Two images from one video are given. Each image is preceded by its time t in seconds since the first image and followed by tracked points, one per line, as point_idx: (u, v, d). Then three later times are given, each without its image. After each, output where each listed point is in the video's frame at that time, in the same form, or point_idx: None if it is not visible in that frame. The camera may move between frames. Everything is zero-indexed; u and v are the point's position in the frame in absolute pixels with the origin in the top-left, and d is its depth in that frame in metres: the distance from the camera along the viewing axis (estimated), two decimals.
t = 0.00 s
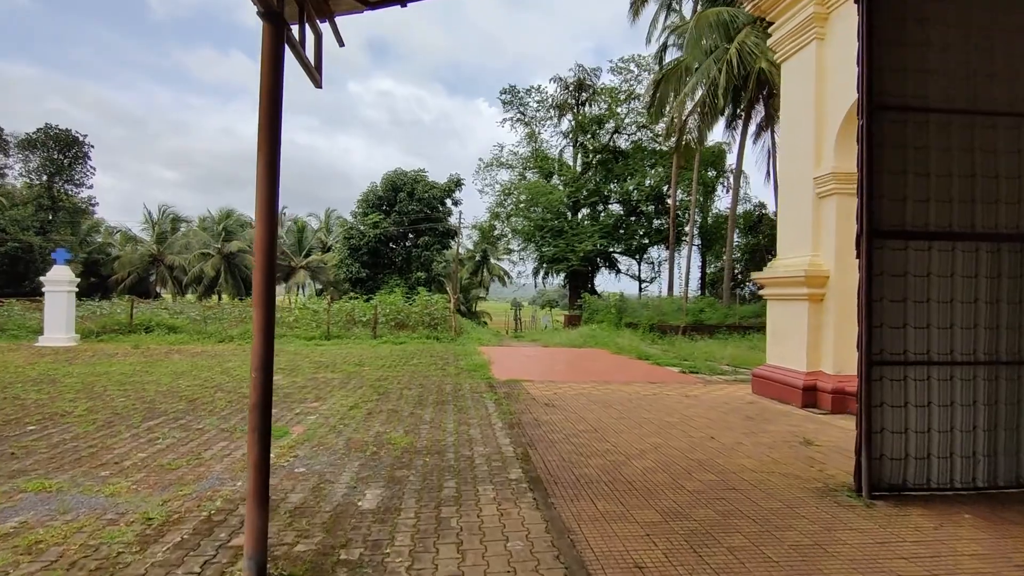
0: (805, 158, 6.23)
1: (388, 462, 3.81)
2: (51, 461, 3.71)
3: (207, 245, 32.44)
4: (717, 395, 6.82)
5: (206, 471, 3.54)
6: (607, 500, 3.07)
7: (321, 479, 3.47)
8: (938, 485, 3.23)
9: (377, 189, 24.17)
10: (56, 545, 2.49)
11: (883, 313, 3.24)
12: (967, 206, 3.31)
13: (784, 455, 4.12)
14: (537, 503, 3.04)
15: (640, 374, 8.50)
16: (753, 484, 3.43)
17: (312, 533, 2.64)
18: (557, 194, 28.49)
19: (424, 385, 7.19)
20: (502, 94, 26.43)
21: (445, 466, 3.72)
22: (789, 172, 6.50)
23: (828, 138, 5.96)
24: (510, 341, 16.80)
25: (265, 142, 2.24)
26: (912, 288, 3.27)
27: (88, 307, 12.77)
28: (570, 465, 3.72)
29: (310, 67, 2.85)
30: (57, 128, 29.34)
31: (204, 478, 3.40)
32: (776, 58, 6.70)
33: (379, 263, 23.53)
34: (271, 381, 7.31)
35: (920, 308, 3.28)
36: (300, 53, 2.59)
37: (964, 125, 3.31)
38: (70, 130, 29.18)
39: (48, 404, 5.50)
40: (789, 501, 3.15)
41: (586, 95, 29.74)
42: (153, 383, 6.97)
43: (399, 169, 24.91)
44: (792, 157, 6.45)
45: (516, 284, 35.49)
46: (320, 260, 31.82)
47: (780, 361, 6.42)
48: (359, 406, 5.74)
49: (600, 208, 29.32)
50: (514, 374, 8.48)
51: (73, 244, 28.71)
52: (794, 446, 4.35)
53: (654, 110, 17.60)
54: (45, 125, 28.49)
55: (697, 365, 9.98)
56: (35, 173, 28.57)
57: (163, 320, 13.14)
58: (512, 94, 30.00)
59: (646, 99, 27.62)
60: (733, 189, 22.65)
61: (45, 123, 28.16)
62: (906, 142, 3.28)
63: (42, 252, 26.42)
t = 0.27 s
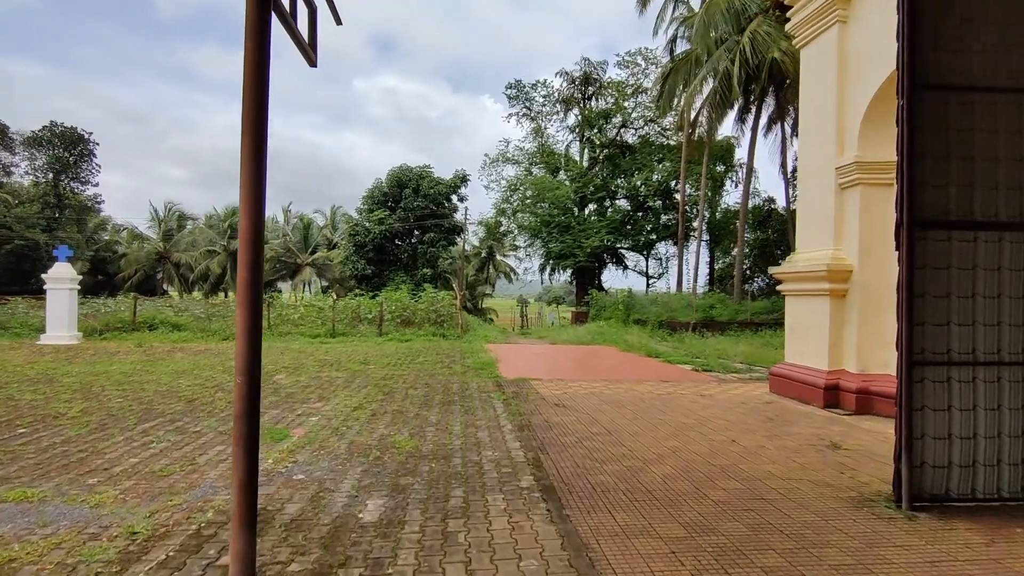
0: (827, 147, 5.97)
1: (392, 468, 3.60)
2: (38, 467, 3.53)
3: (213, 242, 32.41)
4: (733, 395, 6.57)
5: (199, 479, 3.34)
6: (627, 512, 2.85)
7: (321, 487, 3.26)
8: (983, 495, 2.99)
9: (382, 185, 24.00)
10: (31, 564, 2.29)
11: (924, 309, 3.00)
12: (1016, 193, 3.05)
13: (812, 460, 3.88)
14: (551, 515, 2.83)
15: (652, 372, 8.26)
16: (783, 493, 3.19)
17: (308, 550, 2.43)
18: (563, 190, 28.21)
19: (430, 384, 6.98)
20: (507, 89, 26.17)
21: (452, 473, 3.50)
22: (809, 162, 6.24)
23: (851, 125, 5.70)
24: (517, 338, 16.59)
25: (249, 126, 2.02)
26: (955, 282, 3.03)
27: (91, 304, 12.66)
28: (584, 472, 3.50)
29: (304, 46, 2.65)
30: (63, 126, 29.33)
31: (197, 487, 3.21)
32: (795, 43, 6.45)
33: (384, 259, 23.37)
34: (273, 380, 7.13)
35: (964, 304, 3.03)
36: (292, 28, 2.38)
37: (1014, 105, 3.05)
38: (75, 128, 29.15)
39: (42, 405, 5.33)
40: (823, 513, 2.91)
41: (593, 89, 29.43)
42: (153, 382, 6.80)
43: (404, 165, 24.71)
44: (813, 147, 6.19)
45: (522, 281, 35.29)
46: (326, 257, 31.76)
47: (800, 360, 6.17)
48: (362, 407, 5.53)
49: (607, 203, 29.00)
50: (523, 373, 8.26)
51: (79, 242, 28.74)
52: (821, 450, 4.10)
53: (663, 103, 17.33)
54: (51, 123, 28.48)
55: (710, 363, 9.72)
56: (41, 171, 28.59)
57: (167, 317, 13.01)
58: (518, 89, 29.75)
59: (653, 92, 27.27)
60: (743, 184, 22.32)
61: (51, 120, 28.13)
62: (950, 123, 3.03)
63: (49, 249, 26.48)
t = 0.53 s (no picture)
0: (851, 140, 5.71)
1: (396, 478, 3.39)
2: (22, 476, 3.35)
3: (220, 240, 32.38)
4: (749, 398, 6.31)
5: (190, 491, 3.15)
6: (648, 532, 2.62)
7: (320, 500, 3.05)
8: None
9: (388, 182, 23.86)
10: None
11: (973, 311, 2.75)
12: None
13: (842, 471, 3.63)
14: (566, 534, 2.61)
15: (664, 374, 8.02)
16: (816, 510, 2.96)
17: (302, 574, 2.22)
18: (571, 187, 27.95)
19: (435, 386, 6.78)
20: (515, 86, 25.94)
21: (460, 484, 3.29)
22: (832, 155, 5.98)
23: (877, 117, 5.44)
24: (524, 337, 16.38)
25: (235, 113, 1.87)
26: (1007, 281, 2.77)
27: (95, 302, 12.54)
28: (600, 484, 3.28)
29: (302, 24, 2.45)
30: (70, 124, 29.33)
31: (187, 500, 3.01)
32: (818, 33, 6.20)
33: (391, 257, 23.22)
34: (275, 381, 6.94)
35: (1016, 305, 2.78)
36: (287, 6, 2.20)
37: None
38: (83, 126, 29.14)
39: (36, 407, 5.16)
40: (862, 533, 2.68)
41: (601, 86, 29.15)
42: (152, 383, 6.64)
43: (411, 162, 24.54)
44: (836, 139, 5.94)
45: (529, 279, 35.08)
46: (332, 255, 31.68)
47: (821, 362, 5.91)
48: (365, 410, 5.33)
49: (615, 201, 28.73)
50: (530, 373, 8.06)
51: (87, 240, 28.79)
52: (851, 461, 3.85)
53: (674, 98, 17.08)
54: (59, 121, 28.49)
55: (723, 363, 9.46)
56: (48, 169, 28.63)
57: (170, 316, 12.88)
58: (526, 85, 29.52)
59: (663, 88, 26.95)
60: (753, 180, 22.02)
61: (58, 118, 28.11)
62: (1004, 107, 2.77)
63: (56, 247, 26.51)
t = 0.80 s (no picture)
0: (870, 132, 5.48)
1: (395, 489, 3.17)
2: None
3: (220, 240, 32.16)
4: (763, 401, 6.08)
5: (173, 503, 2.93)
6: (671, 552, 2.39)
7: (312, 513, 2.83)
8: None
9: (389, 181, 23.64)
10: None
11: None
12: None
13: (872, 480, 3.40)
14: (581, 554, 2.38)
15: (672, 375, 7.79)
16: (851, 526, 2.73)
17: None
18: (573, 187, 27.69)
19: (437, 388, 6.55)
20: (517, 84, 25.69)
21: (463, 496, 3.07)
22: (849, 148, 5.76)
23: (899, 108, 5.22)
24: (527, 338, 16.14)
25: (205, 113, 1.87)
26: None
27: (91, 303, 12.34)
28: (614, 496, 3.05)
29: None
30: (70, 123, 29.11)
31: (169, 514, 2.79)
32: (835, 22, 5.96)
33: (392, 257, 23.00)
34: (272, 383, 6.72)
35: None
36: None
37: None
38: (82, 125, 28.91)
39: (20, 411, 4.94)
40: (903, 552, 2.45)
41: (604, 84, 28.92)
42: (144, 385, 6.43)
43: (412, 161, 24.32)
44: (853, 131, 5.71)
45: (531, 279, 34.89)
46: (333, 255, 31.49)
47: (839, 364, 5.68)
48: (364, 414, 5.11)
49: (618, 200, 28.48)
50: (535, 375, 7.83)
51: (86, 240, 28.63)
52: (880, 469, 3.62)
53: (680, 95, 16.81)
54: (58, 120, 28.27)
55: (732, 364, 9.22)
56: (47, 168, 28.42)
57: (167, 316, 12.68)
58: (528, 84, 29.29)
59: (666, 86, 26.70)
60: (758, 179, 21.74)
61: (57, 117, 27.86)
62: None
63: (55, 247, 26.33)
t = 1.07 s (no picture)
0: (888, 127, 5.24)
1: (391, 513, 2.93)
2: None
3: (218, 243, 31.94)
4: (776, 408, 5.84)
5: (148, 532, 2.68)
6: None
7: (301, 542, 2.59)
8: None
9: (387, 182, 23.46)
10: None
11: None
12: None
13: (905, 499, 3.16)
14: None
15: (679, 380, 7.55)
16: (890, 553, 2.49)
17: None
18: (574, 187, 27.49)
19: (437, 396, 6.31)
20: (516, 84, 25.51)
21: (464, 520, 2.83)
22: (864, 144, 5.53)
23: (917, 102, 4.99)
24: (528, 340, 15.92)
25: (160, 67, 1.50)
26: None
27: (83, 308, 12.12)
28: (629, 520, 2.81)
29: None
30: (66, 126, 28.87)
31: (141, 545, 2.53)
32: (848, 13, 5.73)
33: (391, 259, 22.78)
34: (265, 392, 6.49)
35: None
36: None
37: None
38: (79, 128, 28.66)
39: None
40: None
41: (603, 83, 28.76)
42: (133, 394, 6.19)
43: (411, 162, 24.11)
44: (868, 126, 5.48)
45: (531, 280, 34.69)
46: (331, 257, 31.33)
47: (855, 369, 5.45)
48: (359, 425, 4.87)
49: (618, 200, 28.29)
50: (537, 380, 7.59)
51: (83, 243, 28.41)
52: (911, 485, 3.38)
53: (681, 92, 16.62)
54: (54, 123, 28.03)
55: (739, 368, 8.99)
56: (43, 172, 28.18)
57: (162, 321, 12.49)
58: (527, 84, 29.11)
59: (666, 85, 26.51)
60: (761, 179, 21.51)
61: (53, 120, 27.58)
62: None
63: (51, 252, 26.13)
